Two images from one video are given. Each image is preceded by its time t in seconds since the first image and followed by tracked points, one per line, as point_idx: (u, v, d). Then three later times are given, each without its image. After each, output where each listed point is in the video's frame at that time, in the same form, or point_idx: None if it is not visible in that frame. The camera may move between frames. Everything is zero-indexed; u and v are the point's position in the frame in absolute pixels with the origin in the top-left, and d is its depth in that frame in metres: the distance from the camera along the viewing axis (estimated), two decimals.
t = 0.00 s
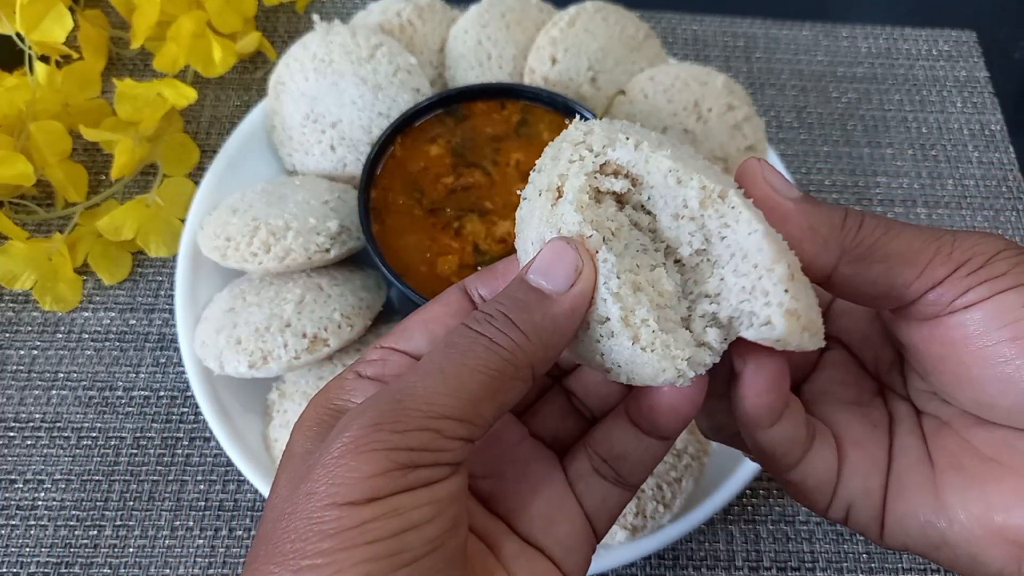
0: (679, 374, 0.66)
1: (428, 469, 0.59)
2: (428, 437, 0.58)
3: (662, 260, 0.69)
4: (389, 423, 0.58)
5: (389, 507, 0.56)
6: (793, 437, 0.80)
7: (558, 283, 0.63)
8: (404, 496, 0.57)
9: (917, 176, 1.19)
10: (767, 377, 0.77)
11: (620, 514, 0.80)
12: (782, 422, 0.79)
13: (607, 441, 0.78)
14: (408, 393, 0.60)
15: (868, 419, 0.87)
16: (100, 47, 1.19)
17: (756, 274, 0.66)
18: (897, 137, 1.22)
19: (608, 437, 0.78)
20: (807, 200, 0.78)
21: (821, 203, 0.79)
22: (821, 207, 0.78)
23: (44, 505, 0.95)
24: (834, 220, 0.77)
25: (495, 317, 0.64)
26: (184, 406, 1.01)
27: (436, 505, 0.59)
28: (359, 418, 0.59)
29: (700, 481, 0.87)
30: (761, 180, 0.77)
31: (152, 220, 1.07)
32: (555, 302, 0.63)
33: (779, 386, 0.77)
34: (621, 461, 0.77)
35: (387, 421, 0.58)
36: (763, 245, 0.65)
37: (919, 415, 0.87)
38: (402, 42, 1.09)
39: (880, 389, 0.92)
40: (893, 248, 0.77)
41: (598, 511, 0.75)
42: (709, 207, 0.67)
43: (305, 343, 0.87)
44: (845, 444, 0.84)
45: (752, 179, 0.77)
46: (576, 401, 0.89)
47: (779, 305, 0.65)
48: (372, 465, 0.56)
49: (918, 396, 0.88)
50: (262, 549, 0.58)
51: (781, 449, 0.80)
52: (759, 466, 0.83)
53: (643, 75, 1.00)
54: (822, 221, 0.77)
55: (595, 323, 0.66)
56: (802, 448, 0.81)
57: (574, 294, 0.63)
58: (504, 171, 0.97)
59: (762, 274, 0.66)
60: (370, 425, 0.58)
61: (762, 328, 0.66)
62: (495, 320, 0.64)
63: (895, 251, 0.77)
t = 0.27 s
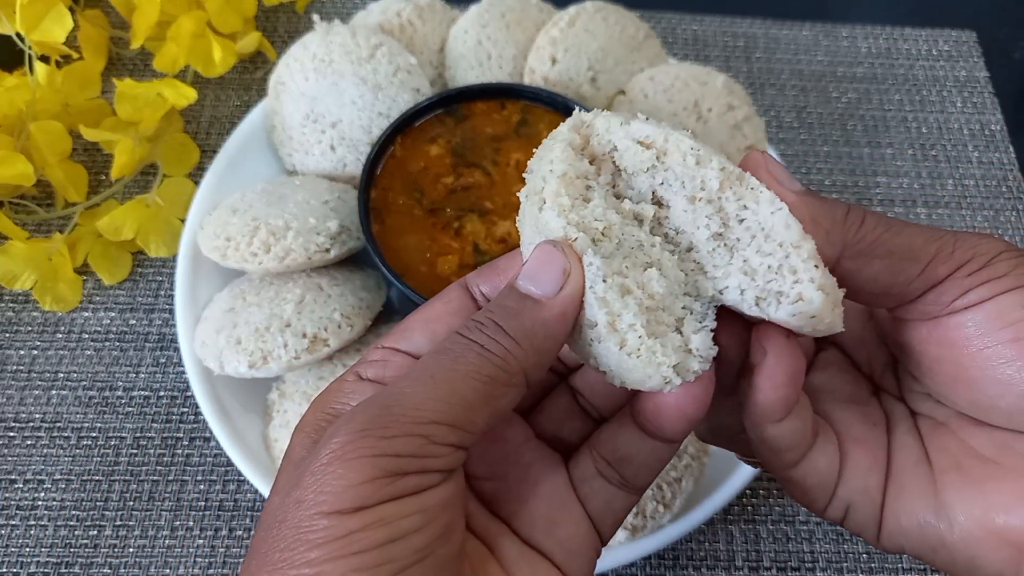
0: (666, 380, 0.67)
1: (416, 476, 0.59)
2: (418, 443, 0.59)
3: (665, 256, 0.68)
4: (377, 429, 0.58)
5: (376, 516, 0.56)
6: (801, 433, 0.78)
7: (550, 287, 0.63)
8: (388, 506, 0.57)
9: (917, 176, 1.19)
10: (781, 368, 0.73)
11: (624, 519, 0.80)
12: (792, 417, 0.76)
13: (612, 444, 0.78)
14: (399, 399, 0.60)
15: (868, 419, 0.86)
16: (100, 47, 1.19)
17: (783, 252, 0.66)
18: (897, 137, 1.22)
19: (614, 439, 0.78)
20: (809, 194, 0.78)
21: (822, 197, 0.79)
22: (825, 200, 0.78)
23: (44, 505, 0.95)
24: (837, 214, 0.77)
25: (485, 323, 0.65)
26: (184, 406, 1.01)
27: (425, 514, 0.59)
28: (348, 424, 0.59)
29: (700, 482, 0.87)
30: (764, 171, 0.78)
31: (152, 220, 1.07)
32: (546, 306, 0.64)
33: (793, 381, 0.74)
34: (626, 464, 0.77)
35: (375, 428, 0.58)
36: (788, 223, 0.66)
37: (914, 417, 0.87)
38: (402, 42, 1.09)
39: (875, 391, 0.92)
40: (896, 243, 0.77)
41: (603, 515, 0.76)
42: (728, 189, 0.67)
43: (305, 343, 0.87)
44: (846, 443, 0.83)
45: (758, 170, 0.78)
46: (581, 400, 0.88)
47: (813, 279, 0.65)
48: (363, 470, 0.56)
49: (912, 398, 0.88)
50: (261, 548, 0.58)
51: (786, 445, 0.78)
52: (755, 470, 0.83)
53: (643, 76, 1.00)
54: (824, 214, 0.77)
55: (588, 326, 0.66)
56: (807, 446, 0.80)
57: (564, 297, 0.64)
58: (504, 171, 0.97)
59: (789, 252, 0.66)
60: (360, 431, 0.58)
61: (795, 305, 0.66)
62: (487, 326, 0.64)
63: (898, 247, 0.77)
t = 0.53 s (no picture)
0: (649, 388, 0.66)
1: (405, 479, 0.59)
2: (405, 445, 0.59)
3: (652, 262, 0.68)
4: (365, 431, 0.58)
5: (366, 519, 0.56)
6: (793, 437, 0.77)
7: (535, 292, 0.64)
8: (378, 509, 0.57)
9: (917, 176, 1.19)
10: (775, 370, 0.73)
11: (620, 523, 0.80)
12: (786, 419, 0.76)
13: (607, 446, 0.77)
14: (388, 403, 0.60)
15: (860, 423, 0.86)
16: (100, 47, 1.19)
17: (781, 252, 0.66)
18: (897, 137, 1.22)
19: (608, 442, 0.78)
20: (801, 198, 0.78)
21: (815, 202, 0.79)
22: (815, 205, 0.78)
23: (44, 505, 0.95)
24: (830, 217, 0.77)
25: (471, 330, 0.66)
26: (184, 406, 1.01)
27: (414, 517, 0.59)
28: (336, 428, 0.59)
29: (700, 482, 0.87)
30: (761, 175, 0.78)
31: (152, 220, 1.07)
32: (532, 311, 0.64)
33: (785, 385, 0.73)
34: (622, 467, 0.76)
35: (362, 430, 0.58)
36: (786, 223, 0.66)
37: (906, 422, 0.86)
38: (402, 42, 1.09)
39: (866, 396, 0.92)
40: (888, 247, 0.77)
41: (599, 517, 0.76)
42: (727, 189, 0.67)
43: (305, 343, 0.87)
44: (839, 446, 0.83)
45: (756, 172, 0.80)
46: (577, 401, 0.88)
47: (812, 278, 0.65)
48: (353, 470, 0.56)
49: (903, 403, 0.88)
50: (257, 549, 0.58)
51: (779, 448, 0.77)
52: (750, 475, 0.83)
53: (643, 76, 1.00)
54: (817, 217, 0.77)
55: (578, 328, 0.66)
56: (800, 449, 0.79)
57: (550, 301, 0.64)
58: (504, 171, 0.97)
59: (787, 252, 0.66)
60: (348, 434, 0.58)
61: (795, 304, 0.65)
62: (476, 332, 0.65)
63: (891, 251, 0.77)
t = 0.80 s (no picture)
0: (647, 388, 0.65)
1: (399, 474, 0.59)
2: (399, 441, 0.59)
3: (649, 261, 0.67)
4: (359, 427, 0.58)
5: (360, 517, 0.56)
6: (794, 433, 0.77)
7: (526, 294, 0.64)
8: (371, 507, 0.57)
9: (917, 176, 1.19)
10: (778, 365, 0.72)
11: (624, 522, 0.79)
12: (787, 415, 0.76)
13: (611, 444, 0.77)
14: (381, 399, 0.60)
15: (861, 422, 0.86)
16: (100, 47, 1.19)
17: (787, 244, 0.66)
18: (897, 137, 1.22)
19: (612, 440, 0.77)
20: (803, 195, 0.80)
21: (816, 200, 0.81)
22: (817, 202, 0.80)
23: (44, 505, 0.95)
24: (830, 214, 0.78)
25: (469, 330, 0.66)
26: (184, 406, 1.01)
27: (408, 515, 0.59)
28: (329, 424, 0.59)
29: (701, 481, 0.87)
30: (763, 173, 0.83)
31: (152, 220, 1.07)
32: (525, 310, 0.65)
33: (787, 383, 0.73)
34: (626, 465, 0.76)
35: (357, 425, 0.58)
36: (792, 215, 0.66)
37: (907, 421, 0.87)
38: (402, 41, 1.09)
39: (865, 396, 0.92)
40: (888, 244, 0.77)
41: (605, 516, 0.75)
42: (732, 183, 0.67)
43: (305, 343, 0.87)
44: (839, 444, 0.83)
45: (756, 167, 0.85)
46: (581, 399, 0.88)
47: (820, 269, 0.65)
48: (346, 467, 0.56)
49: (902, 403, 0.89)
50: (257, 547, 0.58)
51: (780, 443, 0.77)
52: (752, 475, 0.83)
53: (643, 75, 1.00)
54: (817, 213, 0.78)
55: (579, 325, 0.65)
56: (801, 445, 0.79)
57: (543, 301, 0.64)
58: (504, 171, 0.97)
59: (793, 244, 0.66)
60: (342, 430, 0.58)
61: (802, 295, 0.65)
62: (471, 332, 0.66)
63: (890, 248, 0.77)
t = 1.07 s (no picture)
0: (652, 392, 0.65)
1: (395, 484, 0.59)
2: (395, 450, 0.59)
3: (651, 263, 0.67)
4: (355, 435, 0.58)
5: (355, 528, 0.56)
6: (796, 433, 0.77)
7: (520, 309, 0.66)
8: (366, 517, 0.56)
9: (917, 176, 1.19)
10: (782, 363, 0.71)
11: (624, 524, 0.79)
12: (791, 413, 0.76)
13: (610, 448, 0.77)
14: (378, 409, 0.60)
15: (862, 422, 0.86)
16: (100, 47, 1.19)
17: (790, 241, 0.66)
18: (897, 137, 1.22)
19: (611, 443, 0.77)
20: (807, 193, 0.80)
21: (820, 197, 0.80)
22: (821, 199, 0.79)
23: (44, 505, 0.95)
24: (835, 212, 0.78)
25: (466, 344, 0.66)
26: (184, 406, 1.01)
27: (404, 527, 0.58)
28: (324, 433, 0.59)
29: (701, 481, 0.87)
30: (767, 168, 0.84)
31: (152, 220, 1.07)
32: (521, 325, 0.66)
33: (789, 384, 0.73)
34: (626, 469, 0.76)
35: (353, 433, 0.58)
36: (795, 212, 0.66)
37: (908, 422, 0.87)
38: (402, 41, 1.09)
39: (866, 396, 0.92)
40: (893, 242, 0.77)
41: (605, 521, 0.75)
42: (736, 181, 0.67)
43: (305, 343, 0.87)
44: (842, 445, 0.82)
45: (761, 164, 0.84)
46: (580, 403, 0.88)
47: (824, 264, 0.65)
48: (341, 477, 0.56)
49: (903, 403, 0.89)
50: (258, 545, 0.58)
51: (785, 441, 0.77)
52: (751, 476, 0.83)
53: (643, 75, 1.00)
54: (823, 211, 0.78)
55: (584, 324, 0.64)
56: (804, 445, 0.79)
57: (538, 316, 0.65)
58: (504, 170, 0.97)
59: (796, 241, 0.66)
60: (338, 438, 0.58)
61: (808, 292, 0.65)
62: (467, 344, 0.66)
63: (894, 246, 0.77)
